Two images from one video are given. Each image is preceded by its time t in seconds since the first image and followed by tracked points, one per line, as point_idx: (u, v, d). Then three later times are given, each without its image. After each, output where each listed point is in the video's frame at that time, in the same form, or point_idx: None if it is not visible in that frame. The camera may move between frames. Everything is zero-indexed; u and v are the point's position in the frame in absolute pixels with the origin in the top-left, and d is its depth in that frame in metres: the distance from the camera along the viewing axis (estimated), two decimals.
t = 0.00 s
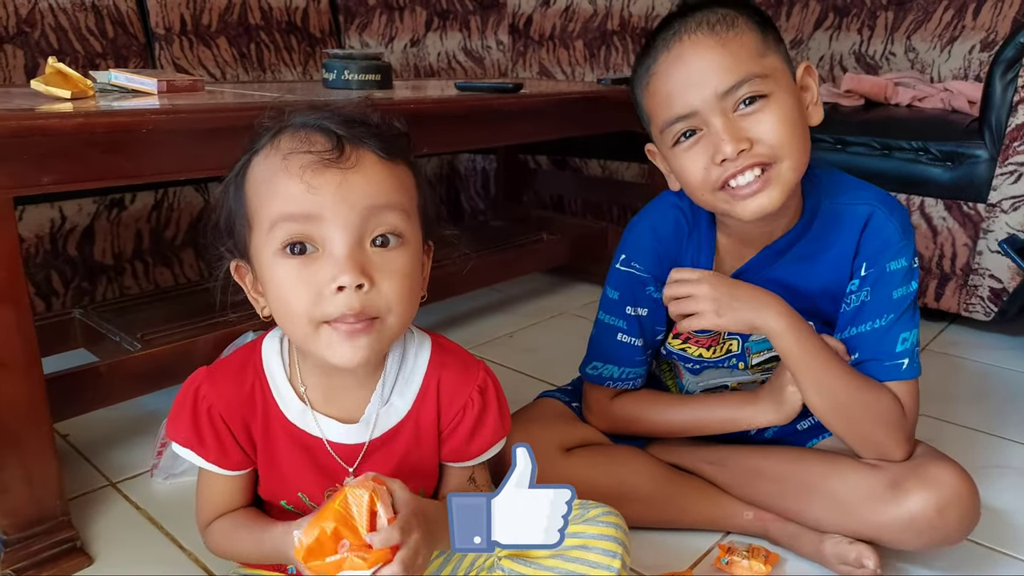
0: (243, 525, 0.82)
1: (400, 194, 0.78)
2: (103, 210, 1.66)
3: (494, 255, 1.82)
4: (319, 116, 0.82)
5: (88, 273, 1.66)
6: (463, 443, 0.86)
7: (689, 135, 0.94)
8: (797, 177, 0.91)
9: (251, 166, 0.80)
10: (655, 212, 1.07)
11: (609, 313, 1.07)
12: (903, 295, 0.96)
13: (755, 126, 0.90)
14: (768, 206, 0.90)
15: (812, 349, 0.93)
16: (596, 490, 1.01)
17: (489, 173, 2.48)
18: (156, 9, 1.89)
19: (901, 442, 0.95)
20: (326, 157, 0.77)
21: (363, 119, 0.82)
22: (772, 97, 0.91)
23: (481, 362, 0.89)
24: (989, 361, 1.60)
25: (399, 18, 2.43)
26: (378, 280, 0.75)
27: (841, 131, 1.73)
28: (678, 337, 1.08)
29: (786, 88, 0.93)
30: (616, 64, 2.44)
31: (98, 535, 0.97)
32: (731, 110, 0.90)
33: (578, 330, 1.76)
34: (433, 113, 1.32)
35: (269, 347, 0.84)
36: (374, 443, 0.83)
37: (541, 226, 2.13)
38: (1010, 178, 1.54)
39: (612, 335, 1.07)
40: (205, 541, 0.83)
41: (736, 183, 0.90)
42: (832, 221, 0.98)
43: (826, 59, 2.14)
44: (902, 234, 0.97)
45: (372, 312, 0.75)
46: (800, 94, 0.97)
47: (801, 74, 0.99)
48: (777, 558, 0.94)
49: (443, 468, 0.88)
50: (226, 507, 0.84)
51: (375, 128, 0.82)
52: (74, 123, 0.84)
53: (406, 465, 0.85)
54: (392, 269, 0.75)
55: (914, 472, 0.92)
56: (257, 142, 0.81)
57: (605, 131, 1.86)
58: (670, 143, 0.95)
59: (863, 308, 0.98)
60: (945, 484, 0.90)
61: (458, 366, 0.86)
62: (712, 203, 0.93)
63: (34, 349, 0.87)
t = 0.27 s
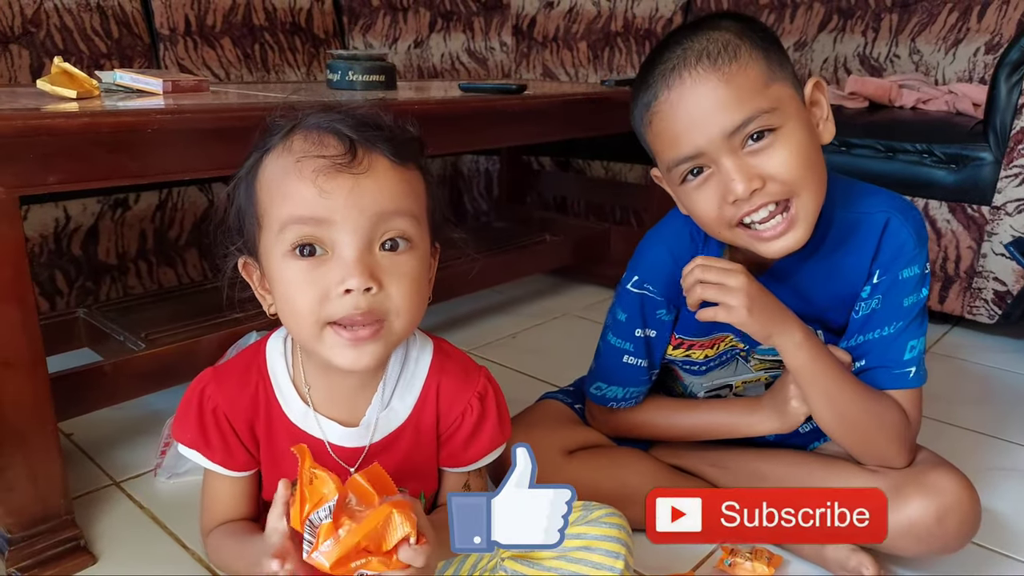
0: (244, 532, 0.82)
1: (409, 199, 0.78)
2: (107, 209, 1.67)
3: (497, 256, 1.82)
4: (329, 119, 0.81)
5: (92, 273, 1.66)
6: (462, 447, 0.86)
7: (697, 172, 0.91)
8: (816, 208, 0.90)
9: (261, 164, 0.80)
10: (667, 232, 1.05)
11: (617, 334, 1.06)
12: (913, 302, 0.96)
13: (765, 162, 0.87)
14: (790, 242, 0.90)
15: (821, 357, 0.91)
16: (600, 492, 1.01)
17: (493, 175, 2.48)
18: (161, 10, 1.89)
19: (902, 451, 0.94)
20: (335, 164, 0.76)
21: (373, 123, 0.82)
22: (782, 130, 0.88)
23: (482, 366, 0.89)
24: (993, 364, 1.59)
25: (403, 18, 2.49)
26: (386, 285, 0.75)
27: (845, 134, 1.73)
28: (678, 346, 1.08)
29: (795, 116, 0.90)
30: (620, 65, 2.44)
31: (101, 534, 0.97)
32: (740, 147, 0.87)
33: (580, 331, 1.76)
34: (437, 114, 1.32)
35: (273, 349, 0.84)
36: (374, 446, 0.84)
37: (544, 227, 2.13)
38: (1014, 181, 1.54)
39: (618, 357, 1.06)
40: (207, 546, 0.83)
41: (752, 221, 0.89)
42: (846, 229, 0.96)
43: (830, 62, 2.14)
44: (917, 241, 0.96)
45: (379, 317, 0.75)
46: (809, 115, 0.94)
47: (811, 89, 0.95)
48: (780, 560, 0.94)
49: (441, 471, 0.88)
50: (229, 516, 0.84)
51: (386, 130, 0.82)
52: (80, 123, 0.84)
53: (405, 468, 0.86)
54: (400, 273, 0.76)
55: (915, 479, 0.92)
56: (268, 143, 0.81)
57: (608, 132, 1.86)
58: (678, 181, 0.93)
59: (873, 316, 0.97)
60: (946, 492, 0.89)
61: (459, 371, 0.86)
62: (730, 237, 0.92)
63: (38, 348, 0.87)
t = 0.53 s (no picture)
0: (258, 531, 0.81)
1: (414, 206, 0.78)
2: (109, 211, 1.67)
3: (499, 257, 1.82)
4: (327, 122, 0.81)
5: (94, 274, 1.66)
6: (467, 447, 0.86)
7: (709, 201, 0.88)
8: (833, 234, 0.88)
9: (264, 170, 0.79)
10: (676, 252, 1.01)
11: (622, 355, 1.04)
12: (929, 310, 0.96)
13: (782, 188, 0.85)
14: (811, 272, 0.88)
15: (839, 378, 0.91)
16: (602, 493, 1.01)
17: (494, 176, 2.49)
18: (162, 12, 1.90)
19: (906, 461, 0.95)
20: (339, 170, 0.76)
21: (376, 127, 0.82)
22: (796, 153, 0.86)
23: (486, 368, 0.89)
24: (995, 365, 1.59)
25: (405, 19, 2.48)
26: (392, 294, 0.75)
27: (847, 134, 1.72)
28: (695, 373, 1.06)
29: (808, 138, 0.88)
30: (621, 66, 2.44)
31: (105, 535, 0.97)
32: (755, 173, 0.85)
33: (582, 333, 1.76)
34: (439, 115, 1.32)
35: (279, 351, 0.84)
36: (380, 448, 0.84)
37: (546, 228, 2.13)
38: (1017, 181, 1.54)
39: (624, 378, 1.05)
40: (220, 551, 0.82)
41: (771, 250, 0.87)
42: (864, 240, 0.95)
43: (833, 62, 2.14)
44: (929, 250, 0.96)
45: (385, 325, 0.75)
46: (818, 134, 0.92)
47: (820, 104, 0.95)
48: (781, 561, 0.93)
49: (445, 472, 0.88)
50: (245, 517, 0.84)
51: (391, 135, 0.82)
52: (84, 125, 0.85)
53: (411, 470, 0.86)
54: (405, 281, 0.76)
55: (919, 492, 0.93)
56: (270, 148, 0.80)
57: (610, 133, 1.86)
58: (690, 210, 0.90)
59: (891, 326, 0.96)
60: (949, 506, 0.91)
61: (464, 372, 0.86)
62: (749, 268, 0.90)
63: (42, 349, 0.88)
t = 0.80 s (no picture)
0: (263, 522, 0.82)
1: (426, 213, 0.79)
2: (120, 211, 1.68)
3: (506, 257, 1.83)
4: (341, 125, 0.82)
5: (104, 273, 1.68)
6: (472, 450, 0.87)
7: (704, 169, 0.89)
8: (816, 213, 0.88)
9: (278, 173, 0.80)
10: (662, 231, 1.03)
11: (613, 332, 1.07)
12: (923, 310, 0.95)
13: (777, 164, 0.85)
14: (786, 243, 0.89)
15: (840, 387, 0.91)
16: (608, 493, 1.02)
17: (501, 177, 2.49)
18: (172, 13, 1.91)
19: (908, 463, 0.95)
20: (353, 177, 0.77)
21: (389, 131, 0.82)
22: (795, 131, 0.86)
23: (494, 371, 0.89)
24: (1003, 367, 1.59)
25: (411, 21, 2.48)
26: (402, 302, 0.75)
27: (855, 134, 1.72)
28: (688, 363, 1.06)
29: (809, 118, 0.88)
30: (628, 67, 2.44)
31: (116, 532, 0.98)
32: (752, 146, 0.85)
33: (589, 333, 1.76)
34: (446, 116, 1.33)
35: (290, 346, 0.85)
36: (385, 447, 0.84)
37: (552, 229, 2.14)
38: None
39: (615, 356, 1.07)
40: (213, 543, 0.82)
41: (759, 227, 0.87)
42: (850, 237, 0.96)
43: (841, 62, 2.14)
44: (923, 249, 0.95)
45: (394, 333, 0.76)
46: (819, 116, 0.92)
47: (823, 91, 0.94)
48: (788, 561, 0.93)
49: (450, 472, 0.89)
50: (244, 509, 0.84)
51: (404, 141, 0.82)
52: (95, 126, 0.86)
53: (415, 469, 0.87)
54: (415, 289, 0.76)
55: (918, 494, 0.92)
56: (284, 149, 0.81)
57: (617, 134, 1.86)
58: (684, 176, 0.91)
59: (886, 326, 0.96)
60: (950, 507, 0.90)
61: (471, 374, 0.87)
62: (728, 236, 0.91)
63: (54, 348, 0.89)
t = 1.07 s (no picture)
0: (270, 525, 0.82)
1: (438, 215, 0.78)
2: (126, 209, 1.68)
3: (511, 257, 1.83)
4: (355, 124, 0.82)
5: (110, 271, 1.68)
6: (480, 451, 0.86)
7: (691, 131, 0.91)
8: (798, 176, 0.89)
9: (292, 172, 0.80)
10: (651, 213, 1.07)
11: (607, 310, 1.09)
12: (910, 294, 0.95)
13: (759, 126, 0.87)
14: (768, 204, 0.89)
15: (844, 369, 0.90)
16: (613, 493, 1.01)
17: (506, 177, 2.49)
18: (179, 12, 1.91)
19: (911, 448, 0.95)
20: (366, 176, 0.77)
21: (402, 131, 0.82)
22: (778, 97, 0.88)
23: (502, 372, 0.89)
24: (1009, 370, 1.58)
25: (418, 21, 2.51)
26: (412, 300, 0.76)
27: (862, 136, 1.71)
28: (686, 343, 1.06)
29: (792, 88, 0.90)
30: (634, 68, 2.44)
31: (121, 529, 0.98)
32: (735, 109, 0.88)
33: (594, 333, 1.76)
34: (452, 115, 1.33)
35: (299, 348, 0.85)
36: (395, 449, 0.84)
37: (557, 229, 2.14)
38: None
39: (610, 333, 1.08)
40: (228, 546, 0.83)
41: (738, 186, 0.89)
42: (831, 224, 0.98)
43: (847, 65, 2.13)
44: (906, 234, 0.96)
45: (404, 331, 0.76)
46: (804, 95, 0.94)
47: (805, 75, 0.95)
48: (793, 562, 0.93)
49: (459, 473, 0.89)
50: (256, 509, 0.85)
51: (418, 141, 0.82)
52: (104, 123, 0.86)
53: (425, 472, 0.86)
54: (426, 288, 0.76)
55: (918, 479, 0.91)
56: (299, 147, 0.81)
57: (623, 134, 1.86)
58: (672, 139, 0.93)
59: (874, 310, 0.96)
60: (952, 491, 0.89)
61: (480, 374, 0.87)
62: (713, 200, 0.92)
63: (61, 345, 0.89)
